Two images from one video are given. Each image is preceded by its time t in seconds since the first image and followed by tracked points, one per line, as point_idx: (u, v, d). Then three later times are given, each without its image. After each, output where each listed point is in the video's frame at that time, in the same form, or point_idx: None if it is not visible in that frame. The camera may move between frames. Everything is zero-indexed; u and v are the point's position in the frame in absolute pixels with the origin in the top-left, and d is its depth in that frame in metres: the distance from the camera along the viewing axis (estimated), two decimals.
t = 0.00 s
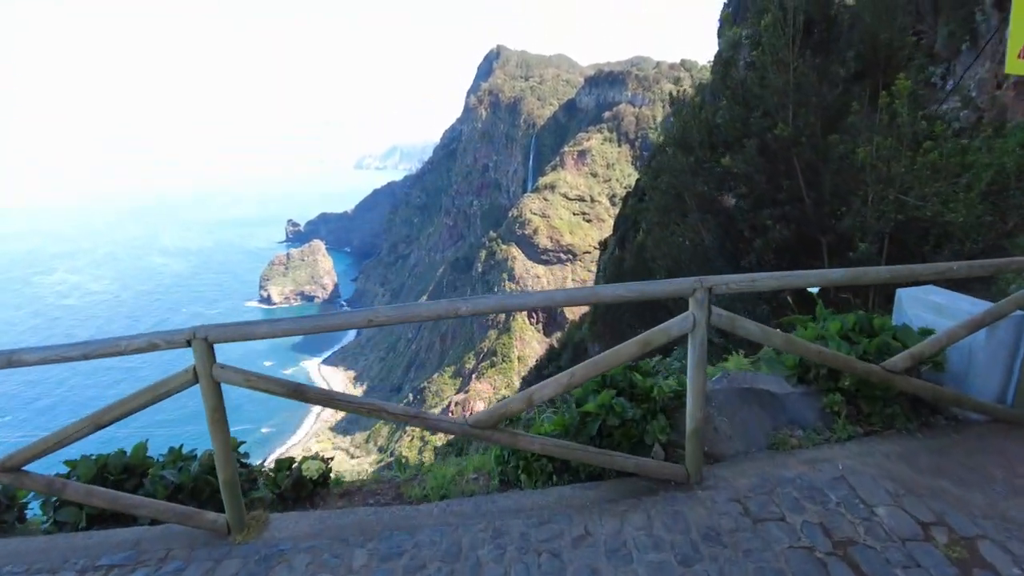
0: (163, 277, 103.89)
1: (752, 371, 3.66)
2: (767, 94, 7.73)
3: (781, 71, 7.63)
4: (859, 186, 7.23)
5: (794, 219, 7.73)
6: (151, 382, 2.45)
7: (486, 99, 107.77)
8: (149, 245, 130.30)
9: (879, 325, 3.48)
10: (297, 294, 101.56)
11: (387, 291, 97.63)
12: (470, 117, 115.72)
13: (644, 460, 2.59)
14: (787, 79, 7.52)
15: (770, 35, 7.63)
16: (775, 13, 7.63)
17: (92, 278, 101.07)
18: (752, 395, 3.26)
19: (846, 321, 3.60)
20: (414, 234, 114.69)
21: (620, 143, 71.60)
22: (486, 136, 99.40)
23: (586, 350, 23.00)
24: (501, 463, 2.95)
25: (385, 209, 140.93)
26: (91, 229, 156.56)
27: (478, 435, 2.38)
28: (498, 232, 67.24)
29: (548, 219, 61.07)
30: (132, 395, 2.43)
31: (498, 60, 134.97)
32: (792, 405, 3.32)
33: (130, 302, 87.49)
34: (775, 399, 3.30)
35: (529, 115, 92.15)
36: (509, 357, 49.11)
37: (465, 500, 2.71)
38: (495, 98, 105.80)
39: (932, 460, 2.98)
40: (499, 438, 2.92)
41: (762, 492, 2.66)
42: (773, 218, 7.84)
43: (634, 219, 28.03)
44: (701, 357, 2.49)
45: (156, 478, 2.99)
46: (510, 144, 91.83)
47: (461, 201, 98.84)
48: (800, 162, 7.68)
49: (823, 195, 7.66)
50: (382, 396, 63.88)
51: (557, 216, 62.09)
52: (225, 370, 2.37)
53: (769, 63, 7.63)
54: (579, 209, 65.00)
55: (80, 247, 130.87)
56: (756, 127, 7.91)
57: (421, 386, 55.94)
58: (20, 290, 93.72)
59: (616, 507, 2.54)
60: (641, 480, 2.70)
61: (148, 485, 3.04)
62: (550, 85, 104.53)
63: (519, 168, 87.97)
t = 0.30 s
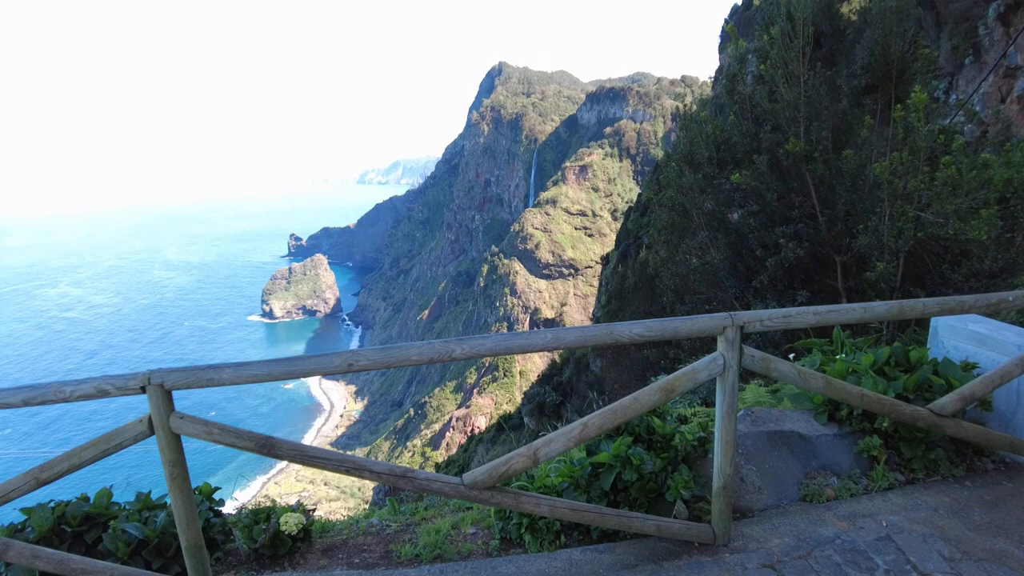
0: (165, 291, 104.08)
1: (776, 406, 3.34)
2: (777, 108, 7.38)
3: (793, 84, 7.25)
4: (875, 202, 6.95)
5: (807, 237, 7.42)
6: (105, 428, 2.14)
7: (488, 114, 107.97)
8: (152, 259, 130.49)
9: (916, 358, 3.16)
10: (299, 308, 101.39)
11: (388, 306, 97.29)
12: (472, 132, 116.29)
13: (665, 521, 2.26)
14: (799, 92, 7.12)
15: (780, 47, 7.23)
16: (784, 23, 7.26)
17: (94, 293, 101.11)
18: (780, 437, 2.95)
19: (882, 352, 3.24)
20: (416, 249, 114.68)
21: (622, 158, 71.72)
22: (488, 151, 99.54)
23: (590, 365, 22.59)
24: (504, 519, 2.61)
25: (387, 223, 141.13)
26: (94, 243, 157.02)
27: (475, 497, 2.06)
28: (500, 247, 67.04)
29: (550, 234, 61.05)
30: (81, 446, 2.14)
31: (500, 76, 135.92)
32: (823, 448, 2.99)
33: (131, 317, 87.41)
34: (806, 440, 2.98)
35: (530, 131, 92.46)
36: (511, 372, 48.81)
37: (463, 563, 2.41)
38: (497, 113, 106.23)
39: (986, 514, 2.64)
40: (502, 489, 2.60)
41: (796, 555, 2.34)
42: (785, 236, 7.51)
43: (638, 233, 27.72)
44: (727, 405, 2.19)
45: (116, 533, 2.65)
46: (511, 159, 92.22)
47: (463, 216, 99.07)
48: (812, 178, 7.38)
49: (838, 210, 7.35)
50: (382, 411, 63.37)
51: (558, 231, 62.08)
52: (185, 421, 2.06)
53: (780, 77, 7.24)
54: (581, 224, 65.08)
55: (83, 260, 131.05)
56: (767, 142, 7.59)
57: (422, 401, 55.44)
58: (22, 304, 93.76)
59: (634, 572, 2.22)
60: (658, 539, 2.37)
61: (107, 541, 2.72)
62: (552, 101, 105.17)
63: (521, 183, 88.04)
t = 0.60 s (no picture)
0: (166, 298, 104.12)
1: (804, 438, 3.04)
2: (787, 115, 7.05)
3: (803, 89, 6.90)
4: (891, 211, 6.64)
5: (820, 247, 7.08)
6: (45, 474, 1.88)
7: (490, 123, 108.04)
8: (154, 267, 130.98)
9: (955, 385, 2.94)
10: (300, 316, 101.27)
11: (389, 314, 97.03)
12: (473, 141, 116.60)
13: None
14: (810, 98, 6.77)
15: (788, 52, 6.89)
16: (792, 26, 6.91)
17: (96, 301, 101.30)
18: (809, 473, 2.68)
19: (918, 377, 2.94)
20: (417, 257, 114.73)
21: (623, 167, 71.75)
22: (489, 160, 99.54)
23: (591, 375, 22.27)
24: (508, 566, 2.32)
25: (388, 231, 141.18)
26: (96, 250, 157.27)
27: (467, 559, 1.79)
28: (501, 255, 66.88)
29: (552, 242, 61.02)
30: (13, 496, 1.88)
31: (502, 85, 136.57)
32: (856, 483, 2.70)
33: (132, 325, 87.37)
34: (838, 475, 2.69)
35: (532, 140, 92.60)
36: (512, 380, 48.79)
37: None
38: (499, 122, 106.44)
39: None
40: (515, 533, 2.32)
41: None
42: (797, 246, 7.15)
43: (639, 241, 27.51)
44: (760, 447, 1.92)
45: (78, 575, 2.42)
46: (513, 168, 92.34)
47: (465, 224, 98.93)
48: (825, 188, 7.04)
49: (852, 220, 7.04)
50: (383, 420, 63.02)
51: (560, 239, 62.02)
52: (133, 467, 1.77)
53: (790, 82, 6.89)
54: (582, 232, 64.96)
55: (86, 267, 131.60)
56: (778, 149, 7.26)
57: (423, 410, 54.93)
58: (23, 312, 93.78)
59: None
60: None
61: None
62: (553, 111, 105.57)
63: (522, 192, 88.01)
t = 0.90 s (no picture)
0: (168, 307, 104.01)
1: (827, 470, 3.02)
2: (802, 122, 6.75)
3: (818, 95, 6.62)
4: (911, 222, 6.33)
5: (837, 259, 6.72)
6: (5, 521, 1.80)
7: (491, 133, 108.09)
8: (156, 276, 130.94)
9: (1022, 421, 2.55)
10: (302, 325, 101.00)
11: (391, 323, 96.73)
12: (475, 151, 116.83)
13: None
14: (827, 103, 6.50)
15: (802, 55, 6.60)
16: (807, 27, 6.62)
17: (98, 310, 101.22)
18: (859, 524, 2.42)
19: (975, 408, 2.64)
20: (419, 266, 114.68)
21: (624, 177, 71.70)
22: (491, 169, 99.54)
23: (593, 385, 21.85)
24: None
25: (389, 240, 141.14)
26: (97, 258, 157.30)
27: None
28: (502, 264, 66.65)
29: (553, 251, 60.85)
30: None
31: (504, 96, 137.07)
32: (907, 532, 2.42)
33: (133, 334, 87.16)
34: (886, 523, 2.43)
35: (534, 149, 92.63)
36: (514, 390, 48.64)
37: None
38: (501, 132, 106.60)
39: None
40: None
41: None
42: (814, 257, 6.79)
43: (641, 250, 27.22)
44: (816, 506, 1.82)
45: None
46: (515, 177, 92.36)
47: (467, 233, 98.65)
48: (842, 197, 6.70)
49: (870, 230, 6.74)
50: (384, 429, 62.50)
51: (561, 249, 61.82)
52: (54, 536, 1.76)
53: (805, 85, 6.59)
54: (584, 241, 64.73)
55: (88, 276, 131.62)
56: (792, 156, 6.91)
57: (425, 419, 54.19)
58: (25, 320, 93.72)
59: None
60: None
61: None
62: (554, 121, 105.94)
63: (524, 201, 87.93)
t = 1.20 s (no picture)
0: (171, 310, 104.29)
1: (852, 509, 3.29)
2: (820, 122, 6.47)
3: (837, 95, 6.39)
4: (935, 227, 6.06)
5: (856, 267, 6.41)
6: None
7: (494, 137, 107.99)
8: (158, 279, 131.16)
9: None
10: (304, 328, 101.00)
11: (393, 327, 96.65)
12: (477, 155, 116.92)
13: None
14: (845, 104, 6.27)
15: (820, 54, 6.36)
16: (824, 25, 6.40)
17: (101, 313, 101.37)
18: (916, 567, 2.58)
19: None
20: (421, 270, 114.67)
21: (626, 181, 71.59)
22: (493, 173, 99.45)
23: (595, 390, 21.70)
24: None
25: (391, 244, 141.13)
26: (101, 262, 158.03)
27: None
28: (504, 268, 66.52)
29: (555, 256, 60.72)
30: None
31: (506, 100, 137.20)
32: None
33: (134, 337, 87.26)
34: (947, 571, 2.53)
35: (536, 154, 92.63)
36: (516, 394, 48.53)
37: None
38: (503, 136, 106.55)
39: None
40: None
41: None
42: (832, 265, 6.49)
43: (644, 255, 27.09)
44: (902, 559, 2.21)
45: None
46: (517, 182, 92.31)
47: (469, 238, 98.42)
48: (862, 201, 6.40)
49: (892, 234, 6.40)
50: (386, 433, 62.33)
51: (563, 253, 61.68)
52: None
53: (823, 84, 6.34)
54: (586, 245, 64.53)
55: (90, 279, 131.85)
56: (808, 159, 6.60)
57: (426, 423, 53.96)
58: (28, 323, 94.18)
59: None
60: None
61: None
62: (557, 126, 106.05)
63: (526, 206, 87.83)
